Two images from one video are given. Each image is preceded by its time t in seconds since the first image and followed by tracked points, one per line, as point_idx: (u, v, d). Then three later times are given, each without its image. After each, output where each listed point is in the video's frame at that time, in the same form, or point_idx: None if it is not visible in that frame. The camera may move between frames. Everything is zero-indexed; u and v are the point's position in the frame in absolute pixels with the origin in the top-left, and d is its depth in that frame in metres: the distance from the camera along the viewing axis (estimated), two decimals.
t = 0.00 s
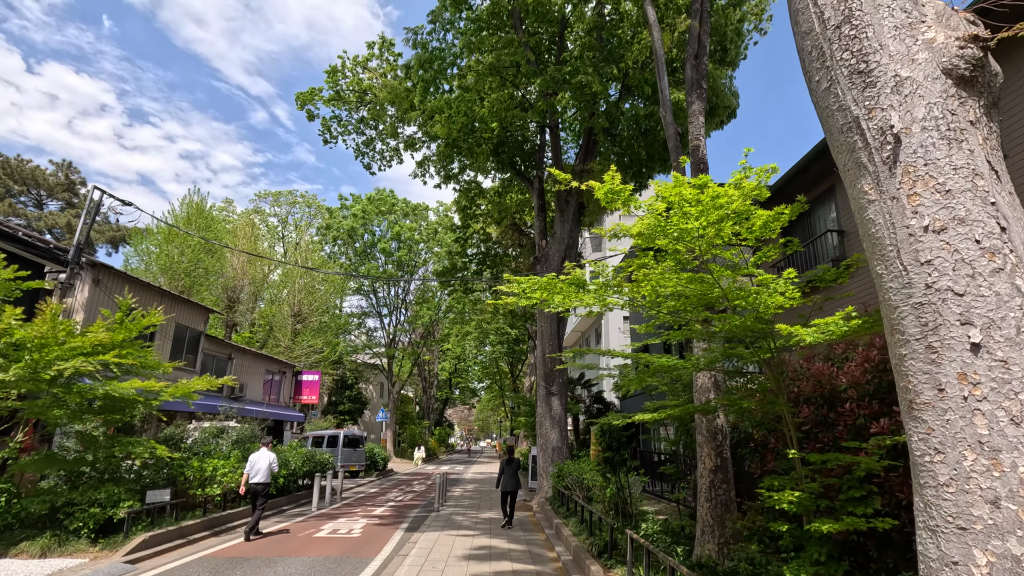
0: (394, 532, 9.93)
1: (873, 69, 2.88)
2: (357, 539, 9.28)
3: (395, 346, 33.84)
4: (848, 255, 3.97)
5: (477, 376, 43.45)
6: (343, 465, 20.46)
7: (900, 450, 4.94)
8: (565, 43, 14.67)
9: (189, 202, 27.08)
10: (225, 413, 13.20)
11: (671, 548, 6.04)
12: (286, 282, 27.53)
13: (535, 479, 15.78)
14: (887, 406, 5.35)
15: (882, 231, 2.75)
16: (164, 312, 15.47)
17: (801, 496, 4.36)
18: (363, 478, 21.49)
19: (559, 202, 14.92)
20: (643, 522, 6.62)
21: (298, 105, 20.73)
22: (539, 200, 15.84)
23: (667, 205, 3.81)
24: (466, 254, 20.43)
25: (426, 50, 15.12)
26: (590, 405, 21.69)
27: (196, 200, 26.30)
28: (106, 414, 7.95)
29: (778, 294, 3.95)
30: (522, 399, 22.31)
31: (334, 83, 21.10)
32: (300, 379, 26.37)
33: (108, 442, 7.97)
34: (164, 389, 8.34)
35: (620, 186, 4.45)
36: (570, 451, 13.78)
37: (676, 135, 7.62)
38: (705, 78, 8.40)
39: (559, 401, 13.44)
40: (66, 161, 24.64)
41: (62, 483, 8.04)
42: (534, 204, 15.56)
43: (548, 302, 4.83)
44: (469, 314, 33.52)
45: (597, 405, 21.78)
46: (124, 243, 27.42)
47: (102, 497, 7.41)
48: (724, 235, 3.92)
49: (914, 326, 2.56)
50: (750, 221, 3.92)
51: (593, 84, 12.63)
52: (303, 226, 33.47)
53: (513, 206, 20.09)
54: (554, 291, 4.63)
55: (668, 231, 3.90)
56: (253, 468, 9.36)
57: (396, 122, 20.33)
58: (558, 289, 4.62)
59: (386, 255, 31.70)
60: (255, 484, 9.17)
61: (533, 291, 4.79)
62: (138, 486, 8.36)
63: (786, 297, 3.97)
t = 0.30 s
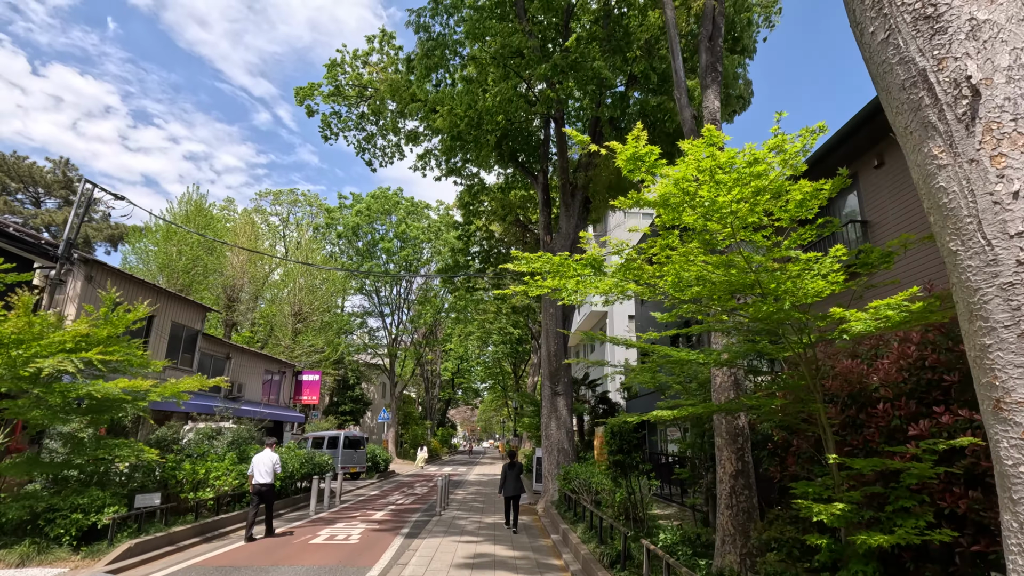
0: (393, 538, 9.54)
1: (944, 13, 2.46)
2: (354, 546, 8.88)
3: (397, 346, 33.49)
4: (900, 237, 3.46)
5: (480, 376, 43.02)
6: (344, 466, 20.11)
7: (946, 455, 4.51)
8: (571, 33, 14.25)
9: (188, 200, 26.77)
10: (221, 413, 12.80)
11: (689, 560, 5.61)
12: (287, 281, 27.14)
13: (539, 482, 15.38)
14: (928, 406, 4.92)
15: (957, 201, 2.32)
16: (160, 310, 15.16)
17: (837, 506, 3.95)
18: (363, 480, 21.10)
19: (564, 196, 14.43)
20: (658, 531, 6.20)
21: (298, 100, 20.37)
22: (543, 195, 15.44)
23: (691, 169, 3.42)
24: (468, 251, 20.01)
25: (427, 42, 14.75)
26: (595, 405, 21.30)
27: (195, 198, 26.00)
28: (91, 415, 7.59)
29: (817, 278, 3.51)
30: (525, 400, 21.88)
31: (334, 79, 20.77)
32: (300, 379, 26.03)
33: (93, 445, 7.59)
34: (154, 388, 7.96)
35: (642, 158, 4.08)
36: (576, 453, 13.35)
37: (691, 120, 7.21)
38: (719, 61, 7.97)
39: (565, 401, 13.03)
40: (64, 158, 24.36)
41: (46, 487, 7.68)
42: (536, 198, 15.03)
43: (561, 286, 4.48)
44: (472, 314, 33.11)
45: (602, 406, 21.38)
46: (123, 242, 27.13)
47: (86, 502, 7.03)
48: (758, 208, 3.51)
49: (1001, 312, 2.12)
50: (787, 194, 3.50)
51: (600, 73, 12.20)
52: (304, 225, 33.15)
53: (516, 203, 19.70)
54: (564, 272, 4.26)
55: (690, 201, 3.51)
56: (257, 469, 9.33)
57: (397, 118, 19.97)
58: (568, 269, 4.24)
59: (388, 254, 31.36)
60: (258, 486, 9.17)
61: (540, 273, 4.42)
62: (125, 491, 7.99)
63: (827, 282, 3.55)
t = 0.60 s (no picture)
0: (395, 543, 9.16)
1: None
2: (355, 552, 8.51)
3: (399, 347, 33.15)
4: (963, 211, 3.10)
5: (483, 378, 42.64)
6: (345, 469, 19.75)
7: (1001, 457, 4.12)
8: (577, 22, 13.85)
9: (188, 199, 26.47)
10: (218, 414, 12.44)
11: (714, 570, 5.20)
12: (288, 281, 26.79)
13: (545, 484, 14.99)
14: (975, 404, 4.55)
15: None
16: (157, 309, 14.83)
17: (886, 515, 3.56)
18: (365, 482, 20.71)
19: (570, 190, 14.03)
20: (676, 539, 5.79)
21: (298, 97, 20.05)
22: (549, 190, 15.05)
23: (728, 128, 3.14)
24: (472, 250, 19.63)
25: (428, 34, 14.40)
26: (601, 407, 20.91)
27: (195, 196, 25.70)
28: (80, 415, 7.25)
29: (868, 255, 3.15)
30: (530, 401, 21.47)
31: (335, 75, 20.48)
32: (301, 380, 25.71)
33: (79, 447, 7.23)
34: (144, 387, 7.61)
35: (674, 121, 3.79)
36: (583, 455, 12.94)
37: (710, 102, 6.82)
38: (737, 42, 7.57)
39: (573, 401, 12.62)
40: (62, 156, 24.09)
41: (31, 490, 7.33)
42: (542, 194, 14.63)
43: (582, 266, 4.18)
44: (475, 315, 32.72)
45: (608, 407, 20.99)
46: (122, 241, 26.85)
47: (70, 507, 6.67)
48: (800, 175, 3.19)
49: None
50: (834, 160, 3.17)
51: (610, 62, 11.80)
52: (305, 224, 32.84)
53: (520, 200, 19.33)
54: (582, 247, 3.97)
55: (726, 164, 3.22)
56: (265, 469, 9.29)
57: (399, 114, 19.65)
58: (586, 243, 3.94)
59: (391, 253, 31.05)
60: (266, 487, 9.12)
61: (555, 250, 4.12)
62: (113, 494, 7.62)
63: (884, 259, 3.16)
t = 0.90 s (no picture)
0: (395, 547, 8.80)
1: None
2: (353, 556, 8.15)
3: (401, 345, 32.81)
4: None
5: (485, 377, 42.29)
6: (345, 469, 19.42)
7: None
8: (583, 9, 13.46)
9: (187, 195, 26.11)
10: (213, 413, 12.05)
11: None
12: (289, 279, 26.43)
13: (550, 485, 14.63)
14: None
15: None
16: (153, 306, 14.48)
17: (941, 527, 3.20)
18: (366, 482, 20.36)
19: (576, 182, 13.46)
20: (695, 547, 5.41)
21: (297, 90, 19.67)
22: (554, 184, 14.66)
23: (777, 78, 2.96)
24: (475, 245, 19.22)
25: (430, 22, 14.01)
26: (605, 406, 20.53)
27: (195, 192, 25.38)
28: (65, 414, 6.89)
29: (935, 233, 2.83)
30: (534, 400, 21.08)
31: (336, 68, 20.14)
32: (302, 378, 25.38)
33: (63, 447, 6.87)
34: (131, 383, 7.25)
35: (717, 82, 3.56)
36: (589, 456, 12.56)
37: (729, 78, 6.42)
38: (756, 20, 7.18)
39: (578, 400, 12.25)
40: (59, 151, 23.77)
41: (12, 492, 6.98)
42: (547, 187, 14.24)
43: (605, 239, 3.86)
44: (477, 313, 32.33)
45: (613, 406, 20.61)
46: (121, 238, 26.53)
47: (52, 511, 6.33)
48: (856, 138, 2.96)
49: None
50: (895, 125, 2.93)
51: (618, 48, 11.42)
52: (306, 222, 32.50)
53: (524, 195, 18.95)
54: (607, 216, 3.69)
55: (776, 112, 3.01)
56: (271, 472, 9.51)
57: (400, 108, 19.28)
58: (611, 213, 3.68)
59: (393, 251, 30.71)
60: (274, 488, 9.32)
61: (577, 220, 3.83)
62: (100, 496, 7.27)
63: (951, 236, 2.83)
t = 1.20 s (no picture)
0: (388, 548, 8.45)
1: None
2: (343, 558, 7.80)
3: (397, 341, 32.41)
4: None
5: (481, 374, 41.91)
6: (339, 466, 19.05)
7: None
8: None
9: (178, 188, 25.63)
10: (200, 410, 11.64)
11: None
12: (282, 273, 25.96)
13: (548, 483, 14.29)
14: None
15: None
16: (140, 299, 14.05)
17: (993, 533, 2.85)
18: (360, 480, 19.99)
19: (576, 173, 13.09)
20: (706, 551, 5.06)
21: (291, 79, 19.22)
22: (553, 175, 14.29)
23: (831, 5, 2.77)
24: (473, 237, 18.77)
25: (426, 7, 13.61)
26: (604, 403, 20.23)
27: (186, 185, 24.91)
28: (37, 409, 6.49)
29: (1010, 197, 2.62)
30: (531, 397, 20.75)
31: (330, 56, 19.72)
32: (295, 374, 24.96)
33: (34, 443, 6.46)
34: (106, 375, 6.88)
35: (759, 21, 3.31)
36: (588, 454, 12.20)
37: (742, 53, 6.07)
38: None
39: (577, 396, 11.91)
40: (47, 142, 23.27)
41: None
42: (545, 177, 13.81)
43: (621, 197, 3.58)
44: (474, 309, 31.95)
45: (611, 403, 20.31)
46: (111, 231, 26.05)
47: (19, 512, 5.96)
48: (912, 82, 2.75)
49: None
50: (953, 72, 2.75)
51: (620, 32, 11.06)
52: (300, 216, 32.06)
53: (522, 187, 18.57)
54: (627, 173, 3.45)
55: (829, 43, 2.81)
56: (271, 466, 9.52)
57: (396, 98, 18.88)
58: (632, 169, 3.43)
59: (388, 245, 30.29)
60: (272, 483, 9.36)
61: (591, 179, 3.59)
62: (75, 496, 6.90)
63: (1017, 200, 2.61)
